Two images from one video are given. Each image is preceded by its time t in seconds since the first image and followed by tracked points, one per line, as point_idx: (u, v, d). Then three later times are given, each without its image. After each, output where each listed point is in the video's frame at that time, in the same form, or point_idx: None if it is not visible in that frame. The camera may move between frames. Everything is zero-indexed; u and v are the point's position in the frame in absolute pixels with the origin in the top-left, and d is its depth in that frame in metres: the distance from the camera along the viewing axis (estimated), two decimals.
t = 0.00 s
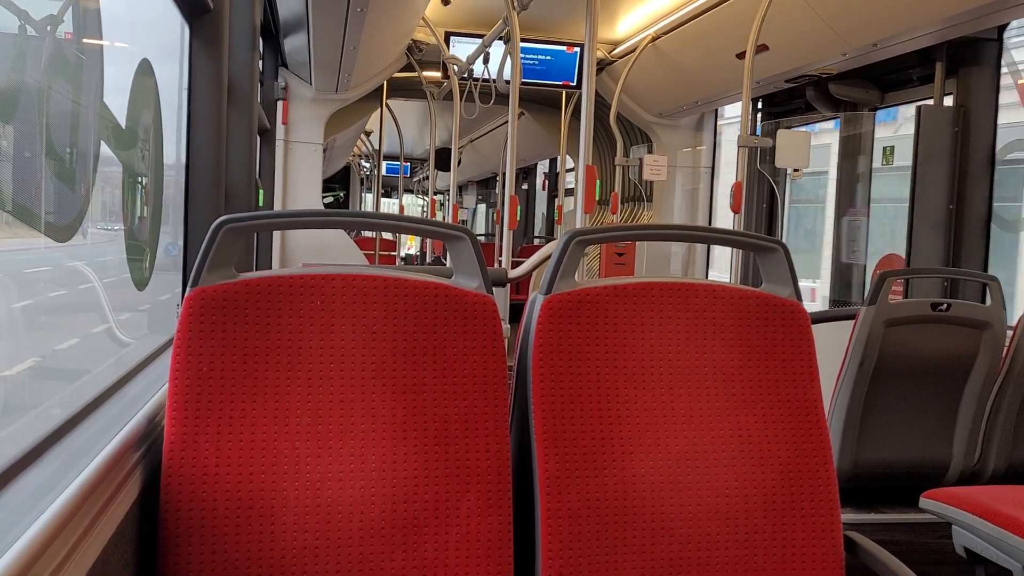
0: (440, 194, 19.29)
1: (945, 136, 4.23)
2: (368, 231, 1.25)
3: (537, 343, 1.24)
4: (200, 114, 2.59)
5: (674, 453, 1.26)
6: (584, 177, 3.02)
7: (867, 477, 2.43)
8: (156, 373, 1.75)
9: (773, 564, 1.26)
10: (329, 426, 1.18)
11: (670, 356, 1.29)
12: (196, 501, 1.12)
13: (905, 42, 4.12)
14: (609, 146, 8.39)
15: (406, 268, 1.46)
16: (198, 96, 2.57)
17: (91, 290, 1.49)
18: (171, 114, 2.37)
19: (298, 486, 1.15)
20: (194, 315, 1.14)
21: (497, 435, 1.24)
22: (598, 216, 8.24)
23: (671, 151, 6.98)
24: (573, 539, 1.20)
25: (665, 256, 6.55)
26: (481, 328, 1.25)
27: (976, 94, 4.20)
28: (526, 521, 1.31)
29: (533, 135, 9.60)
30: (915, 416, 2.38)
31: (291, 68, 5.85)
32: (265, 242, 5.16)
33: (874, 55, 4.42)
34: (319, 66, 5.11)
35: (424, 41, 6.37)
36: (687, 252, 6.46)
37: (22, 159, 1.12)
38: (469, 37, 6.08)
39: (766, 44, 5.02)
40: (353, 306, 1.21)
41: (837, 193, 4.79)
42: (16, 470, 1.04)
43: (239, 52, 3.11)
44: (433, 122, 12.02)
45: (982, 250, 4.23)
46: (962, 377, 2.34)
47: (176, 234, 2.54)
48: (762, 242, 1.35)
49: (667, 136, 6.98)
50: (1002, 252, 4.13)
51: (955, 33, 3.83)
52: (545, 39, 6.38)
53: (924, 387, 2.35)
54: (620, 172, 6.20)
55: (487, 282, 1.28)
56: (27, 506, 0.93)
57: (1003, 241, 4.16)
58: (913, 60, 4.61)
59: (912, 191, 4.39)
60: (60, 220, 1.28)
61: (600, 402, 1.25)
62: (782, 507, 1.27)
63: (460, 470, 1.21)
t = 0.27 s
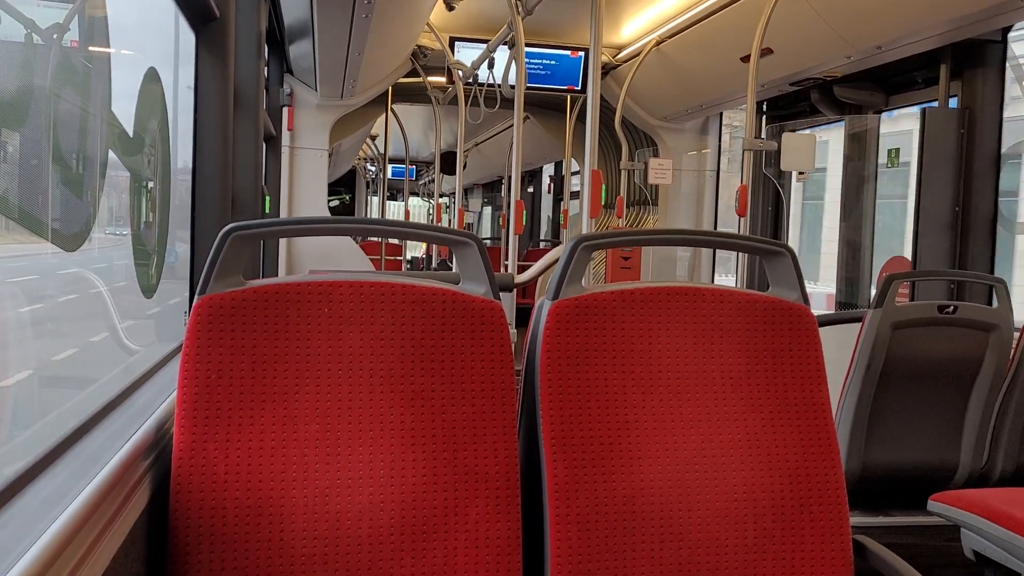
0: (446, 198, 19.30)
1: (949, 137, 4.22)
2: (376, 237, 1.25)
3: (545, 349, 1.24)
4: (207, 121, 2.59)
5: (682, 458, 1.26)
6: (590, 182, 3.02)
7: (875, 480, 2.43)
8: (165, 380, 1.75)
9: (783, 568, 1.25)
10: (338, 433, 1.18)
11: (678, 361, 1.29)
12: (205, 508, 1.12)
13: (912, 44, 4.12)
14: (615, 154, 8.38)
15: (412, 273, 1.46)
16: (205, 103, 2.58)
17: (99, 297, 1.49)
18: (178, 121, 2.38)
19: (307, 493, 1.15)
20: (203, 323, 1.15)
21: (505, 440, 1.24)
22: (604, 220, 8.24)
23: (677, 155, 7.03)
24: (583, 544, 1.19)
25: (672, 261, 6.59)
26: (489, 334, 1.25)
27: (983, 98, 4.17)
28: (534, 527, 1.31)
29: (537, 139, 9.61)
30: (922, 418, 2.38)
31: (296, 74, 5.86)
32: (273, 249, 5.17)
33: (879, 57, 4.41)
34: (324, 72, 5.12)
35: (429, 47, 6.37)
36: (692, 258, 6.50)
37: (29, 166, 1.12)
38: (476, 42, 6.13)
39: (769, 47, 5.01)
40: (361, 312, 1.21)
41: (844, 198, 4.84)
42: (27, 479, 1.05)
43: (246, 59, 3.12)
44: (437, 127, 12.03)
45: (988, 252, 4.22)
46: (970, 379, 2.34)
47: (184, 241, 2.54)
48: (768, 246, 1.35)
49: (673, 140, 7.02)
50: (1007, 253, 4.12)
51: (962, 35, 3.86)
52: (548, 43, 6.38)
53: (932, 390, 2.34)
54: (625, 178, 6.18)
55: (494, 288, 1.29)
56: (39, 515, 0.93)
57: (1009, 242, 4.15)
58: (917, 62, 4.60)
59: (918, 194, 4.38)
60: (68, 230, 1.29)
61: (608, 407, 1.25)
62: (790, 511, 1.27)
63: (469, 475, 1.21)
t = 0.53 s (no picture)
0: (451, 198, 19.31)
1: (953, 133, 4.22)
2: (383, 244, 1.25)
3: (552, 355, 1.25)
4: (213, 126, 2.60)
5: (688, 461, 1.27)
6: (595, 184, 3.03)
7: (880, 479, 2.44)
8: (175, 387, 1.76)
9: (788, 569, 1.26)
10: (346, 438, 1.19)
11: (683, 364, 1.30)
12: (215, 514, 1.13)
13: (917, 45, 4.10)
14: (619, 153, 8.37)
15: (419, 277, 1.46)
16: (210, 108, 2.58)
17: (106, 302, 1.50)
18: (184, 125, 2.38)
19: (316, 498, 1.16)
20: (212, 330, 1.15)
21: (512, 444, 1.25)
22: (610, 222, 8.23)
23: (682, 155, 7.01)
24: (590, 547, 1.20)
25: (676, 263, 6.61)
26: (496, 339, 1.26)
27: (985, 96, 4.16)
28: (541, 530, 1.32)
29: (541, 138, 9.61)
30: (926, 417, 2.39)
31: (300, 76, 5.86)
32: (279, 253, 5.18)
33: (884, 57, 4.40)
34: (327, 74, 5.12)
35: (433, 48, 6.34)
36: (697, 260, 6.53)
37: (36, 170, 1.13)
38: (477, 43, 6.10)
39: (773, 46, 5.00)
40: (368, 318, 1.21)
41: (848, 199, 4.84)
42: (39, 487, 1.06)
43: (251, 63, 3.13)
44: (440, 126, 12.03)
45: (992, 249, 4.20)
46: (974, 378, 2.35)
47: (190, 246, 2.55)
48: (773, 249, 1.35)
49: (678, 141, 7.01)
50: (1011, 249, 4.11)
51: (967, 36, 3.83)
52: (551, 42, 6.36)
53: (936, 389, 2.35)
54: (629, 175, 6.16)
55: (500, 292, 1.29)
56: (52, 524, 0.94)
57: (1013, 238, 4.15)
58: (922, 61, 4.58)
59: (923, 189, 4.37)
60: (75, 237, 1.29)
61: (615, 411, 1.25)
62: (795, 512, 1.28)
63: (476, 479, 1.22)
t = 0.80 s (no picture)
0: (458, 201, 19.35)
1: (959, 131, 4.18)
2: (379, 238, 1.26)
3: (547, 349, 1.24)
4: (215, 125, 2.62)
5: (685, 457, 1.26)
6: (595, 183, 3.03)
7: (884, 478, 2.42)
8: (173, 380, 1.78)
9: (788, 566, 1.25)
10: (343, 432, 1.19)
11: (681, 360, 1.29)
12: (212, 507, 1.13)
13: (918, 41, 4.07)
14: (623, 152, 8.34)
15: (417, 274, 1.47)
16: (212, 107, 2.61)
17: (107, 297, 1.51)
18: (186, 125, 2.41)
19: (313, 491, 1.16)
20: (208, 324, 1.16)
21: (508, 439, 1.25)
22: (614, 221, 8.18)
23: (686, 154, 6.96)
24: (586, 543, 1.20)
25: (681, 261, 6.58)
26: (492, 334, 1.26)
27: (991, 92, 4.13)
28: (539, 526, 1.31)
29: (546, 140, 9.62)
30: (931, 416, 2.37)
31: (305, 76, 5.89)
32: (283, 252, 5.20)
33: (888, 54, 4.37)
34: (332, 74, 5.15)
35: (435, 47, 6.39)
36: (702, 258, 6.50)
37: (40, 168, 1.14)
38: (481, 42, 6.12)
39: (776, 44, 4.98)
40: (364, 312, 1.22)
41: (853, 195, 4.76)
42: (35, 479, 1.07)
43: (253, 63, 3.15)
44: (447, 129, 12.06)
45: (997, 249, 4.19)
46: (978, 376, 2.33)
47: (191, 243, 2.57)
48: (771, 245, 1.35)
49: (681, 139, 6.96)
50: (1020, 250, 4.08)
51: (968, 32, 3.81)
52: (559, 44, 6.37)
53: (941, 388, 2.33)
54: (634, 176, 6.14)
55: (497, 288, 1.29)
56: (45, 514, 0.95)
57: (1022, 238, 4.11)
58: (927, 58, 4.54)
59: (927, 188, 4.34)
60: (75, 233, 1.30)
61: (611, 406, 1.25)
62: (795, 509, 1.27)
63: (473, 474, 1.22)
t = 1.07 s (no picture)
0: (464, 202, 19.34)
1: (975, 132, 4.17)
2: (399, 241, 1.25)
3: (569, 352, 1.24)
4: (229, 126, 2.61)
5: (705, 461, 1.25)
6: (610, 183, 3.03)
7: (899, 481, 2.41)
8: (191, 384, 1.76)
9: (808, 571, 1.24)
10: (362, 436, 1.18)
11: (700, 363, 1.29)
12: (231, 511, 1.13)
13: (933, 42, 4.07)
14: (633, 152, 8.32)
15: (433, 276, 1.46)
16: (226, 108, 2.60)
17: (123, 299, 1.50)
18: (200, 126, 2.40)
19: (332, 496, 1.15)
20: (228, 327, 1.15)
21: (528, 443, 1.24)
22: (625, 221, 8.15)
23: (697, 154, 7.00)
24: (607, 547, 1.19)
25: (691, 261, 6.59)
26: (512, 337, 1.25)
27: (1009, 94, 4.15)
28: (558, 530, 1.31)
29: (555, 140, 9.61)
30: (948, 420, 2.36)
31: (315, 76, 5.89)
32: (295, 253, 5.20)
33: (901, 55, 4.37)
34: (342, 74, 5.15)
35: (447, 48, 6.37)
36: (712, 257, 6.52)
37: (55, 170, 1.13)
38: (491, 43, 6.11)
39: (789, 44, 4.98)
40: (383, 316, 1.21)
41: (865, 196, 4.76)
42: (57, 482, 1.06)
43: (267, 65, 3.14)
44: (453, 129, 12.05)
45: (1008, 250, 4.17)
46: (995, 379, 2.32)
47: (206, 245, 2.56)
48: (791, 247, 1.34)
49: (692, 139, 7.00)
50: None
51: (984, 33, 3.81)
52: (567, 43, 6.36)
53: (959, 391, 2.32)
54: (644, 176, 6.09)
55: (516, 290, 1.28)
56: (71, 517, 0.95)
57: None
58: (941, 58, 4.54)
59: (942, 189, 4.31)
60: (93, 234, 1.30)
61: (631, 409, 1.24)
62: (815, 513, 1.26)
63: (493, 478, 1.21)
